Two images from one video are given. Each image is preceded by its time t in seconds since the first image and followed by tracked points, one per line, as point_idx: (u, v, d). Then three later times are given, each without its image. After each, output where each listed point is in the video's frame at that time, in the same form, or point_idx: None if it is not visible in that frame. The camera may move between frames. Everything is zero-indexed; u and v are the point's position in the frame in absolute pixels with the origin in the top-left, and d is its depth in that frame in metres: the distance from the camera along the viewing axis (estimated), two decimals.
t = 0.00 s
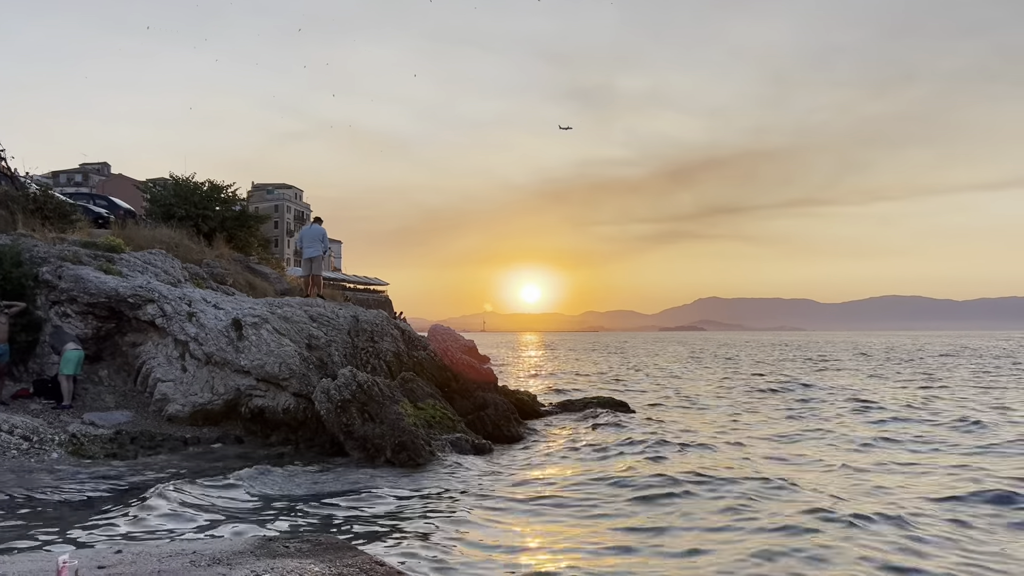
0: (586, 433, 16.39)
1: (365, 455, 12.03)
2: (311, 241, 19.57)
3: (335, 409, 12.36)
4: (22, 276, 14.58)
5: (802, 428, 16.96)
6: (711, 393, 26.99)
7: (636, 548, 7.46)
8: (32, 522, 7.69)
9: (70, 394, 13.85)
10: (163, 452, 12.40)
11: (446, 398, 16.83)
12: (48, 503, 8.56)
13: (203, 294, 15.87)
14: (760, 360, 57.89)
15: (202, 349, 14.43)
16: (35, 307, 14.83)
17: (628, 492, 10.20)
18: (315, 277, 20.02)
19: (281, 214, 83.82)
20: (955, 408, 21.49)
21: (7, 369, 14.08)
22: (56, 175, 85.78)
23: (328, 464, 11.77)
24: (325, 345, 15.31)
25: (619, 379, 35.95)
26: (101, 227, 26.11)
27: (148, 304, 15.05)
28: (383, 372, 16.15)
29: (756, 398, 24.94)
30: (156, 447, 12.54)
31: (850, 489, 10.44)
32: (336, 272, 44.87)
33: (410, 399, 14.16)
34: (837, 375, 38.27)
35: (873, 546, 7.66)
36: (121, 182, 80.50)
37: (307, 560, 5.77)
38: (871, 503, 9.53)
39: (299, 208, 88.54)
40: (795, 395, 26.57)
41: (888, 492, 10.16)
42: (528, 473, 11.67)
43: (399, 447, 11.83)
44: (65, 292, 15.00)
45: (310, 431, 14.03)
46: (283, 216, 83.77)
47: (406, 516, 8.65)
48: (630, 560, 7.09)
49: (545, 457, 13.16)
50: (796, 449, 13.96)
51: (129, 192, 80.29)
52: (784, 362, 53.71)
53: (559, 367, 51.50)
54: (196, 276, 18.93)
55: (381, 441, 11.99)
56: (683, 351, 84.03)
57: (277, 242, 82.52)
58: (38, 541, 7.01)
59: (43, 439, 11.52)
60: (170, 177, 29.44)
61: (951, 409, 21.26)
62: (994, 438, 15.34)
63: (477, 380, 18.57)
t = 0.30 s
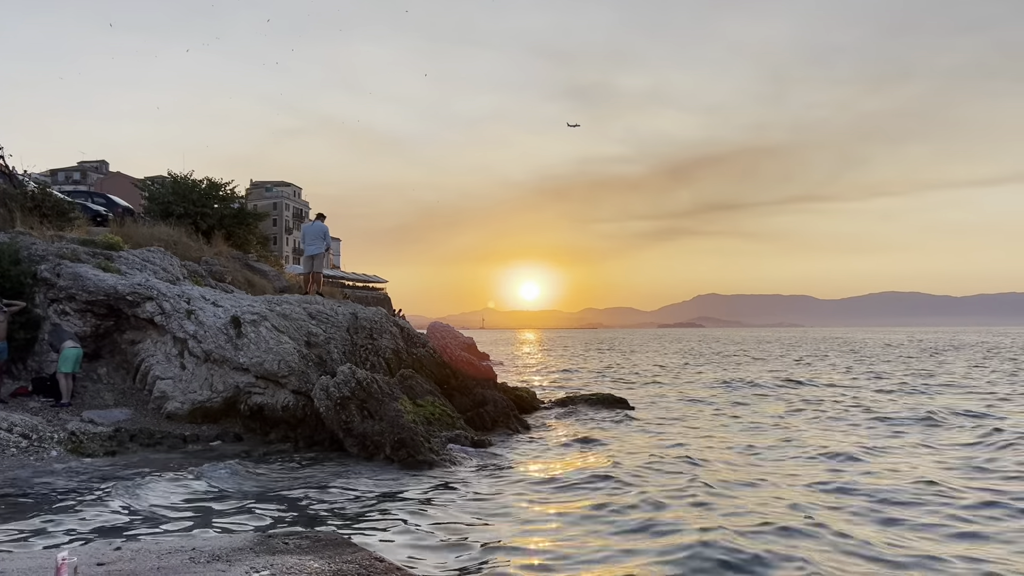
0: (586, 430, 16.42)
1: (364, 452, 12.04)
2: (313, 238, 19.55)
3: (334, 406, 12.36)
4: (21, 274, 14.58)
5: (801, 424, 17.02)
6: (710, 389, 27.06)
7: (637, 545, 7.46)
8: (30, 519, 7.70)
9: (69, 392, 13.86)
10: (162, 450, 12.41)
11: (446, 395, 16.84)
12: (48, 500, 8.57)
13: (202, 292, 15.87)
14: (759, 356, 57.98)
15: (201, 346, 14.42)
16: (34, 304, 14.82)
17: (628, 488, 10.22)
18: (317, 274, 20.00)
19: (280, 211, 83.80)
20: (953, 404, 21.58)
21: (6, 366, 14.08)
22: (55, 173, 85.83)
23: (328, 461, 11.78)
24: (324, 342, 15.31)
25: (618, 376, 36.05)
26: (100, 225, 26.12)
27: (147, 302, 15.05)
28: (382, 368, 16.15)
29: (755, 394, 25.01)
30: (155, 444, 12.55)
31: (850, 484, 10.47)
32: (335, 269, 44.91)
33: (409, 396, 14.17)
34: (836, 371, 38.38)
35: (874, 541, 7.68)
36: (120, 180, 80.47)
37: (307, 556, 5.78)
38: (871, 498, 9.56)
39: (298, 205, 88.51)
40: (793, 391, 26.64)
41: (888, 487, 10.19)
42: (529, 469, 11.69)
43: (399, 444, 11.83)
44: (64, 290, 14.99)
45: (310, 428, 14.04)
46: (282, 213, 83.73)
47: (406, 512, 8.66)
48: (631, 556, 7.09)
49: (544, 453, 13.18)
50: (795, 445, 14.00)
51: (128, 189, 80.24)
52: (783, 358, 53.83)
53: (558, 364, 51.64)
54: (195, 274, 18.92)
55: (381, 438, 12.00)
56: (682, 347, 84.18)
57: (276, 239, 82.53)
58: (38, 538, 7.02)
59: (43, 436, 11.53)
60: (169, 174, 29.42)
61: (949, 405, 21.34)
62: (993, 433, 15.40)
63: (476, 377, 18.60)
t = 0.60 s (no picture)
0: (585, 425, 16.43)
1: (363, 448, 12.05)
2: (313, 235, 19.51)
3: (333, 402, 12.37)
4: (19, 271, 14.58)
5: (801, 419, 17.03)
6: (710, 385, 27.07)
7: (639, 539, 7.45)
8: (30, 515, 7.71)
9: (68, 389, 13.87)
10: (162, 447, 12.42)
11: (445, 390, 16.83)
12: (48, 497, 8.58)
13: (201, 288, 15.86)
14: (758, 352, 58.16)
15: (200, 343, 14.42)
16: (33, 302, 14.81)
17: (629, 483, 10.21)
18: (317, 271, 19.98)
19: (278, 207, 83.72)
20: (952, 399, 21.58)
21: (5, 363, 14.06)
22: (53, 171, 85.64)
23: (327, 457, 11.79)
24: (323, 338, 15.30)
25: (618, 371, 36.10)
26: (98, 222, 26.09)
27: (146, 299, 15.04)
28: (381, 364, 16.15)
29: (754, 390, 25.02)
30: (155, 441, 12.56)
31: (852, 479, 10.46)
32: (334, 266, 44.87)
33: (408, 392, 14.18)
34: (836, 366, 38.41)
35: (876, 535, 7.66)
36: (118, 177, 80.30)
37: (306, 551, 5.78)
38: (872, 493, 9.55)
39: (297, 201, 88.43)
40: (792, 386, 26.67)
41: (889, 482, 10.19)
42: (529, 464, 11.69)
43: (398, 439, 11.82)
44: (62, 287, 14.98)
45: (309, 424, 14.06)
46: (281, 210, 83.60)
47: (408, 507, 8.67)
48: (632, 551, 7.07)
49: (544, 449, 13.18)
50: (796, 440, 13.99)
51: (126, 187, 80.11)
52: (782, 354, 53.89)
53: (558, 359, 51.65)
54: (193, 271, 18.90)
55: (380, 434, 12.00)
56: (682, 343, 84.26)
57: (275, 236, 82.47)
58: (38, 534, 7.03)
59: (42, 433, 11.53)
60: (167, 171, 29.38)
61: (949, 400, 21.33)
62: (992, 429, 15.43)
63: (476, 373, 18.61)
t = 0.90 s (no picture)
0: (584, 419, 16.44)
1: (362, 442, 12.06)
2: (312, 229, 19.46)
3: (333, 396, 12.37)
4: (17, 266, 14.55)
5: (799, 413, 17.03)
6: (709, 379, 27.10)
7: (639, 533, 7.45)
8: (29, 510, 7.71)
9: (67, 384, 13.87)
10: (161, 442, 12.43)
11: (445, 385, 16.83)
12: (47, 492, 8.58)
13: (200, 283, 15.85)
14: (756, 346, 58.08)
15: (199, 337, 14.41)
16: (31, 297, 14.80)
17: (629, 477, 10.21)
18: (316, 265, 19.95)
19: (276, 202, 83.63)
20: (950, 392, 21.61)
21: (4, 359, 14.07)
22: (50, 167, 85.59)
23: (327, 452, 11.80)
24: (322, 332, 15.29)
25: (616, 366, 36.11)
26: (96, 217, 26.05)
27: (144, 294, 15.03)
28: (381, 359, 16.14)
29: (753, 383, 25.05)
30: (155, 436, 12.56)
31: (851, 472, 10.47)
32: (333, 261, 44.86)
33: (407, 386, 14.18)
34: (834, 360, 38.42)
35: (877, 528, 7.67)
36: (116, 172, 80.11)
37: (306, 544, 5.79)
38: (871, 486, 9.57)
39: (295, 196, 88.28)
40: (791, 380, 26.69)
41: (888, 475, 10.21)
42: (528, 458, 11.70)
43: (398, 434, 11.83)
44: (61, 283, 14.96)
45: (308, 418, 14.09)
46: (279, 205, 83.45)
47: (406, 500, 8.68)
48: (633, 545, 7.07)
49: (543, 443, 13.20)
50: (795, 433, 14.00)
51: (124, 182, 79.96)
52: (781, 347, 53.97)
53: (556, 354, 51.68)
54: (191, 266, 18.87)
55: (379, 428, 12.01)
56: (680, 337, 84.44)
57: (274, 231, 82.36)
58: (38, 528, 7.02)
59: (41, 429, 11.53)
60: (165, 166, 29.32)
61: (946, 393, 21.36)
62: (991, 421, 15.47)
63: (475, 367, 18.60)
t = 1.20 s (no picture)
0: (582, 410, 16.47)
1: (362, 434, 12.06)
2: (310, 222, 19.42)
3: (332, 388, 12.32)
4: (15, 259, 14.52)
5: (797, 405, 17.06)
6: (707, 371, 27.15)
7: (639, 524, 7.46)
8: (29, 501, 7.72)
9: (66, 377, 13.86)
10: (160, 434, 12.44)
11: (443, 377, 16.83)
12: (46, 484, 8.58)
13: (198, 276, 15.82)
14: (754, 338, 58.18)
15: (198, 330, 14.40)
16: (29, 290, 14.77)
17: (628, 468, 10.22)
18: (315, 258, 19.92)
19: (274, 195, 83.50)
20: (947, 384, 21.65)
21: (3, 352, 14.11)
22: (48, 160, 85.43)
23: (327, 444, 11.81)
24: (321, 325, 15.28)
25: (615, 358, 36.17)
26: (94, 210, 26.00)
27: (143, 287, 15.00)
28: (379, 351, 16.15)
29: (750, 375, 25.12)
30: (154, 429, 12.58)
31: (849, 464, 10.49)
32: (332, 254, 44.85)
33: (406, 378, 14.19)
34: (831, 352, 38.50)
35: (875, 519, 7.69)
36: (114, 166, 79.97)
37: (305, 535, 5.80)
38: (868, 478, 9.60)
39: (293, 189, 88.11)
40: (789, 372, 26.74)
41: (885, 467, 10.24)
42: (526, 449, 11.72)
43: (396, 426, 11.93)
44: (59, 276, 14.92)
45: (308, 411, 14.17)
46: (278, 198, 83.31)
47: (404, 490, 8.70)
48: (632, 535, 7.08)
49: (541, 434, 13.23)
50: (793, 425, 14.04)
51: (121, 175, 79.77)
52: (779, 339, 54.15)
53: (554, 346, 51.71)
54: (190, 259, 18.84)
55: (378, 420, 12.05)
56: (679, 329, 84.61)
57: (272, 224, 82.24)
58: (37, 519, 7.02)
59: (41, 422, 11.53)
60: (163, 158, 29.25)
61: (944, 385, 21.40)
62: (988, 413, 15.54)
63: (474, 359, 18.63)
